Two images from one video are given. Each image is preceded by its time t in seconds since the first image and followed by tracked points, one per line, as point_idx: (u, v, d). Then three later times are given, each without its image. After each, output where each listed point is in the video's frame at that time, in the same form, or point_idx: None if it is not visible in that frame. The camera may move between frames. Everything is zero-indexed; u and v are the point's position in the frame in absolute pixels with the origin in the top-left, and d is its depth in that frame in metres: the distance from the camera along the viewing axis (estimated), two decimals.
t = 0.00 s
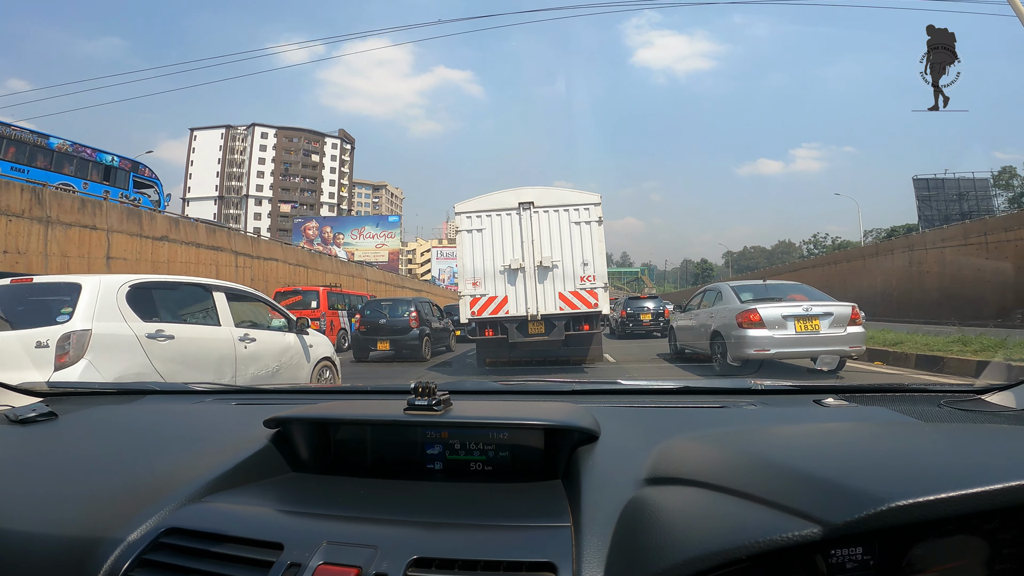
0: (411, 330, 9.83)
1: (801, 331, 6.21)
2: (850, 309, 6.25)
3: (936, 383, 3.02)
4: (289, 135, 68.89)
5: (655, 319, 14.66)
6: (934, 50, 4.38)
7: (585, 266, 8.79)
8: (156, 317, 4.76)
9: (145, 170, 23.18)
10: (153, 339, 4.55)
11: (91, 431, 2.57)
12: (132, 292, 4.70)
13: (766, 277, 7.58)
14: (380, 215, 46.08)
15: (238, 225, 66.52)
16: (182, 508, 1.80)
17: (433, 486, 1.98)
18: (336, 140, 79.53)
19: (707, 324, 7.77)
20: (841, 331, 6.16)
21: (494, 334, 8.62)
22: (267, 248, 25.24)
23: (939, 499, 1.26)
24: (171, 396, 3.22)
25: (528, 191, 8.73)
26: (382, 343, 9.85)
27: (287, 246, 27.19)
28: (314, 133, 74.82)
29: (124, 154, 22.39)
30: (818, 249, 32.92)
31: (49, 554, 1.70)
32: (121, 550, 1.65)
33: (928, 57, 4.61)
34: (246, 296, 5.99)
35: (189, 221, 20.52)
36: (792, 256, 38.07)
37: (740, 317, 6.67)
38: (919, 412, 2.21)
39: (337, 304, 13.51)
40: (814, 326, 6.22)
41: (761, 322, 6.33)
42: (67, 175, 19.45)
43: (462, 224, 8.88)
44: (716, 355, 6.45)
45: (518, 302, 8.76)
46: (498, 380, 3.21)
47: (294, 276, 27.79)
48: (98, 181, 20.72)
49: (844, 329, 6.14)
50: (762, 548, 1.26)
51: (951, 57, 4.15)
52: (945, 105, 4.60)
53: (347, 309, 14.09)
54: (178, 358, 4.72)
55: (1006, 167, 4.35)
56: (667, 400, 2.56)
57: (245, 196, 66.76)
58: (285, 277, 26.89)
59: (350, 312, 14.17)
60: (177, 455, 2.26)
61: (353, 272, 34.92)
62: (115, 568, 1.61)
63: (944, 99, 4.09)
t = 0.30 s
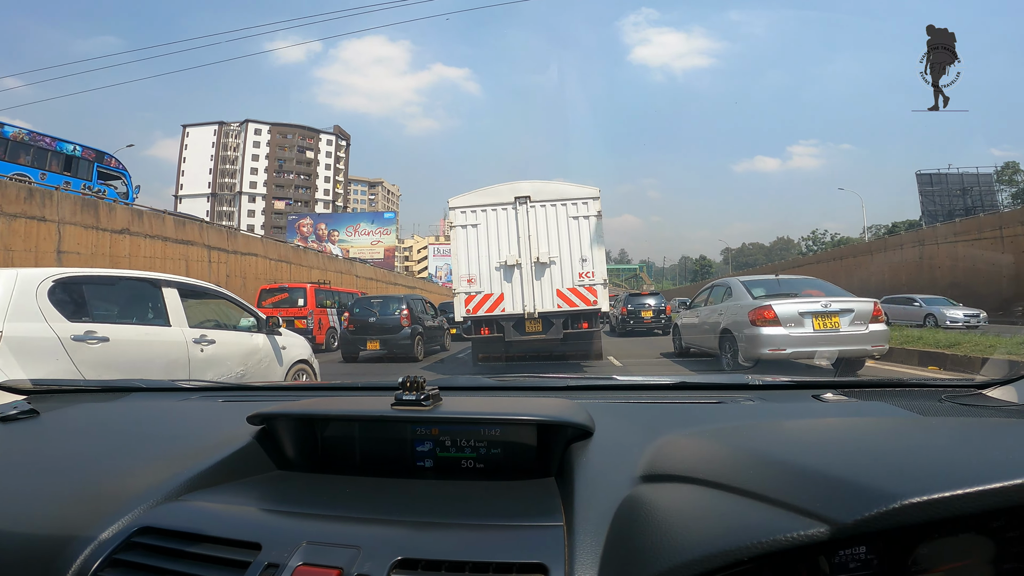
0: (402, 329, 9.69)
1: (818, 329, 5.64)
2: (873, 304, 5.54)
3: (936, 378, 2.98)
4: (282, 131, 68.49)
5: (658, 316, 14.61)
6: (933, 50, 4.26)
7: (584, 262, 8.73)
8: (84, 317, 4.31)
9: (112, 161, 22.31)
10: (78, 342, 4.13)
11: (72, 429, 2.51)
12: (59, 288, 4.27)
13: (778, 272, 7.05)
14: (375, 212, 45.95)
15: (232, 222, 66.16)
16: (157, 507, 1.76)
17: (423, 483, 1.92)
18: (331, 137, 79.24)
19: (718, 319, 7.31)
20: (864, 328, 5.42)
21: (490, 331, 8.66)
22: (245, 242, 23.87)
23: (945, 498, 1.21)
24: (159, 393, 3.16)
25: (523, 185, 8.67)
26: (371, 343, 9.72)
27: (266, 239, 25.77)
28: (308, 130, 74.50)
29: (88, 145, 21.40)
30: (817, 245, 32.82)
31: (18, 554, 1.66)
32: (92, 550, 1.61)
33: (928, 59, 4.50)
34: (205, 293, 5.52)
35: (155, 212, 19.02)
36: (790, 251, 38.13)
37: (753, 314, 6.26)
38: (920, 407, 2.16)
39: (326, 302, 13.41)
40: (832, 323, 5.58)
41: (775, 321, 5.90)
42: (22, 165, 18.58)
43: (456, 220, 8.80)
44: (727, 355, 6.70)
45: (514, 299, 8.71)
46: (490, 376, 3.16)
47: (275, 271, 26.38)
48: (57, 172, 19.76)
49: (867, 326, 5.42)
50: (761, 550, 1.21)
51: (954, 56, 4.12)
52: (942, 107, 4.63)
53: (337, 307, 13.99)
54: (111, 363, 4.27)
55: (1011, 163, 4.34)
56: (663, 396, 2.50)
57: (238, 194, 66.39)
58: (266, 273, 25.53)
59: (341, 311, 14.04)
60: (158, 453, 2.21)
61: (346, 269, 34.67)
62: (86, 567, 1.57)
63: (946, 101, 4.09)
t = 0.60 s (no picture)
0: (392, 329, 9.71)
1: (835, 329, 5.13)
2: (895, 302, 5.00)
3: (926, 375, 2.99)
4: (276, 127, 68.20)
5: (659, 315, 14.62)
6: (934, 50, 4.26)
7: (581, 259, 8.75)
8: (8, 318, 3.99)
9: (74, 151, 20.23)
10: None
11: (59, 425, 2.53)
12: None
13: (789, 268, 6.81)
14: (370, 210, 45.79)
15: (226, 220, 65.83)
16: (136, 501, 1.83)
17: (408, 479, 1.93)
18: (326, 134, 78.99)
19: (726, 315, 7.05)
20: (884, 328, 4.88)
21: (485, 331, 8.70)
22: (219, 236, 22.05)
23: (911, 491, 1.22)
24: (148, 390, 3.18)
25: (520, 179, 8.67)
26: (361, 343, 9.67)
27: (242, 233, 23.98)
28: (304, 126, 74.22)
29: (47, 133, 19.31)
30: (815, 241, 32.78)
31: None
32: (69, 542, 1.67)
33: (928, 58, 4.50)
34: (160, 289, 5.17)
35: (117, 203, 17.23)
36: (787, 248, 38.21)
37: (766, 313, 5.97)
38: (903, 403, 2.17)
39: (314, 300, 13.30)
40: (849, 322, 5.06)
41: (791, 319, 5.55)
42: None
43: (451, 216, 8.78)
44: (732, 358, 6.40)
45: (510, 298, 8.72)
46: (479, 373, 3.18)
47: (255, 268, 24.56)
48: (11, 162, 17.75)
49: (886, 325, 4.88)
50: (728, 543, 1.22)
51: (954, 56, 4.13)
52: (941, 106, 4.65)
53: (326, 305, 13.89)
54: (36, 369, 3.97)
55: (1012, 161, 4.33)
56: (650, 393, 2.51)
57: (232, 191, 65.99)
58: (244, 270, 23.71)
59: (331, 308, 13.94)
60: (143, 450, 2.24)
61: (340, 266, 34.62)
62: (61, 560, 1.63)
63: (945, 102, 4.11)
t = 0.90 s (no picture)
0: (385, 329, 9.62)
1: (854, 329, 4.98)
2: (915, 302, 4.91)
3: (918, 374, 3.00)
4: (272, 125, 68.13)
5: (660, 314, 14.56)
6: (935, 50, 4.28)
7: (581, 258, 8.75)
8: None
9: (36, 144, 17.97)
10: None
11: (47, 426, 2.53)
12: None
13: (801, 268, 6.52)
14: (367, 208, 45.77)
15: (222, 220, 65.61)
16: (124, 502, 1.82)
17: (397, 480, 1.93)
18: (322, 133, 78.84)
19: (736, 314, 6.73)
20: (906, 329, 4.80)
21: (482, 332, 8.66)
22: (194, 231, 20.36)
23: (889, 495, 1.22)
24: (139, 392, 3.18)
25: (517, 176, 8.66)
26: (352, 344, 9.61)
27: (218, 229, 22.32)
28: (299, 124, 73.97)
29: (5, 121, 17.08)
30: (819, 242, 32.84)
31: None
32: (55, 543, 1.66)
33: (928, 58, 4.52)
34: (115, 289, 4.62)
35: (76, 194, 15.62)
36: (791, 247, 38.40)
37: (780, 314, 5.63)
38: (893, 404, 2.18)
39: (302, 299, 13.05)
40: (869, 321, 4.91)
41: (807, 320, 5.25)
42: None
43: (446, 213, 8.80)
44: (743, 359, 6.21)
45: (507, 298, 8.70)
46: (470, 373, 3.19)
47: (231, 265, 22.88)
48: None
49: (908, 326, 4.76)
50: (707, 547, 1.22)
51: (955, 56, 4.15)
52: (942, 106, 4.68)
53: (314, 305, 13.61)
54: None
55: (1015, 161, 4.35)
56: (643, 394, 2.51)
57: (226, 189, 65.75)
58: (219, 268, 22.06)
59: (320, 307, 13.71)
60: (130, 451, 2.25)
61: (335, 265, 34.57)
62: (47, 561, 1.63)
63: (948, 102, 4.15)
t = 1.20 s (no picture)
0: (377, 329, 9.57)
1: (871, 331, 4.84)
2: (934, 303, 4.78)
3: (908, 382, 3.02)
4: (268, 121, 68.06)
5: (661, 315, 14.57)
6: (935, 50, 4.30)
7: (579, 257, 8.76)
8: None
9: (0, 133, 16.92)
10: None
11: (42, 433, 2.55)
12: None
13: (811, 268, 6.39)
14: (363, 205, 45.77)
15: (217, 216, 65.46)
16: (118, 510, 1.84)
17: (388, 488, 1.95)
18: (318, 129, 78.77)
19: (743, 313, 6.47)
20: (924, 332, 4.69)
21: (477, 332, 8.62)
22: (166, 225, 19.21)
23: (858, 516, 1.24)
24: (134, 398, 3.21)
25: (515, 172, 8.67)
26: (342, 345, 9.51)
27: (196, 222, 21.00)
28: (295, 120, 73.75)
29: None
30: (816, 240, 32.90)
31: None
32: (50, 550, 1.68)
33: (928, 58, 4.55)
34: (63, 287, 4.53)
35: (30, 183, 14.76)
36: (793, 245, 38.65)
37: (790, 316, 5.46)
38: (880, 414, 2.20)
39: (289, 298, 12.80)
40: (887, 323, 4.78)
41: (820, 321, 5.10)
42: None
43: (441, 210, 8.83)
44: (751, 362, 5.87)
45: (503, 298, 8.72)
46: (461, 380, 3.20)
47: (212, 261, 21.57)
48: None
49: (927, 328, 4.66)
50: (678, 565, 1.24)
51: (954, 56, 4.17)
52: (943, 105, 4.72)
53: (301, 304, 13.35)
54: None
55: (1015, 161, 4.37)
56: (634, 401, 2.53)
57: (221, 185, 65.58)
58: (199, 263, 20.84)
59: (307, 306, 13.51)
60: (122, 459, 2.26)
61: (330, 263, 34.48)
62: (44, 567, 1.64)
63: (948, 103, 4.21)
